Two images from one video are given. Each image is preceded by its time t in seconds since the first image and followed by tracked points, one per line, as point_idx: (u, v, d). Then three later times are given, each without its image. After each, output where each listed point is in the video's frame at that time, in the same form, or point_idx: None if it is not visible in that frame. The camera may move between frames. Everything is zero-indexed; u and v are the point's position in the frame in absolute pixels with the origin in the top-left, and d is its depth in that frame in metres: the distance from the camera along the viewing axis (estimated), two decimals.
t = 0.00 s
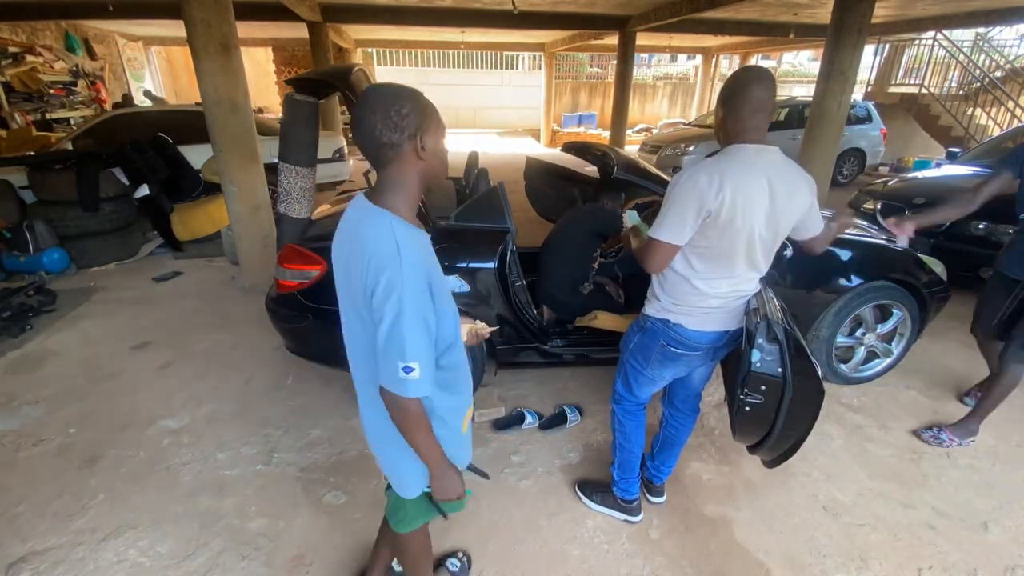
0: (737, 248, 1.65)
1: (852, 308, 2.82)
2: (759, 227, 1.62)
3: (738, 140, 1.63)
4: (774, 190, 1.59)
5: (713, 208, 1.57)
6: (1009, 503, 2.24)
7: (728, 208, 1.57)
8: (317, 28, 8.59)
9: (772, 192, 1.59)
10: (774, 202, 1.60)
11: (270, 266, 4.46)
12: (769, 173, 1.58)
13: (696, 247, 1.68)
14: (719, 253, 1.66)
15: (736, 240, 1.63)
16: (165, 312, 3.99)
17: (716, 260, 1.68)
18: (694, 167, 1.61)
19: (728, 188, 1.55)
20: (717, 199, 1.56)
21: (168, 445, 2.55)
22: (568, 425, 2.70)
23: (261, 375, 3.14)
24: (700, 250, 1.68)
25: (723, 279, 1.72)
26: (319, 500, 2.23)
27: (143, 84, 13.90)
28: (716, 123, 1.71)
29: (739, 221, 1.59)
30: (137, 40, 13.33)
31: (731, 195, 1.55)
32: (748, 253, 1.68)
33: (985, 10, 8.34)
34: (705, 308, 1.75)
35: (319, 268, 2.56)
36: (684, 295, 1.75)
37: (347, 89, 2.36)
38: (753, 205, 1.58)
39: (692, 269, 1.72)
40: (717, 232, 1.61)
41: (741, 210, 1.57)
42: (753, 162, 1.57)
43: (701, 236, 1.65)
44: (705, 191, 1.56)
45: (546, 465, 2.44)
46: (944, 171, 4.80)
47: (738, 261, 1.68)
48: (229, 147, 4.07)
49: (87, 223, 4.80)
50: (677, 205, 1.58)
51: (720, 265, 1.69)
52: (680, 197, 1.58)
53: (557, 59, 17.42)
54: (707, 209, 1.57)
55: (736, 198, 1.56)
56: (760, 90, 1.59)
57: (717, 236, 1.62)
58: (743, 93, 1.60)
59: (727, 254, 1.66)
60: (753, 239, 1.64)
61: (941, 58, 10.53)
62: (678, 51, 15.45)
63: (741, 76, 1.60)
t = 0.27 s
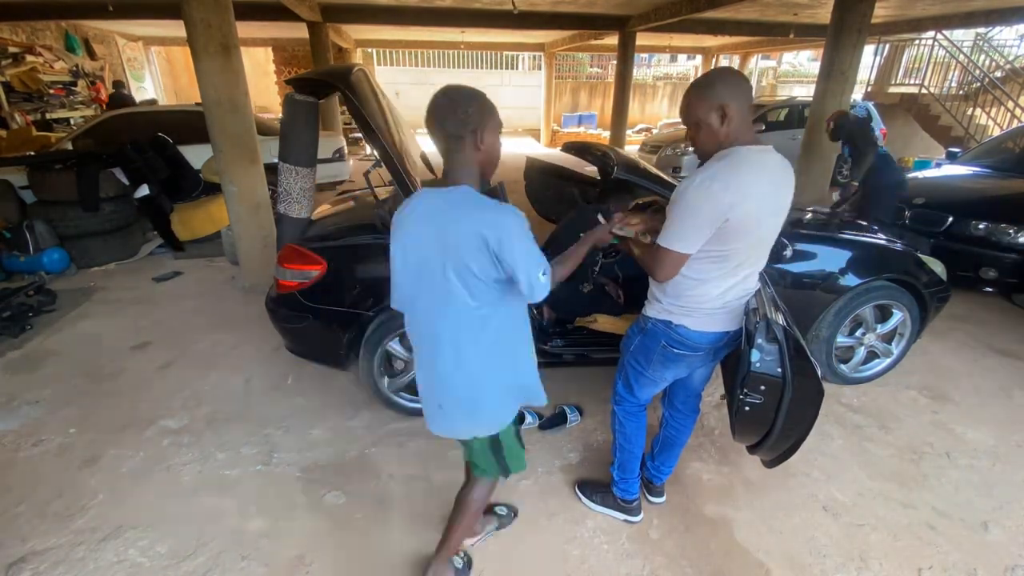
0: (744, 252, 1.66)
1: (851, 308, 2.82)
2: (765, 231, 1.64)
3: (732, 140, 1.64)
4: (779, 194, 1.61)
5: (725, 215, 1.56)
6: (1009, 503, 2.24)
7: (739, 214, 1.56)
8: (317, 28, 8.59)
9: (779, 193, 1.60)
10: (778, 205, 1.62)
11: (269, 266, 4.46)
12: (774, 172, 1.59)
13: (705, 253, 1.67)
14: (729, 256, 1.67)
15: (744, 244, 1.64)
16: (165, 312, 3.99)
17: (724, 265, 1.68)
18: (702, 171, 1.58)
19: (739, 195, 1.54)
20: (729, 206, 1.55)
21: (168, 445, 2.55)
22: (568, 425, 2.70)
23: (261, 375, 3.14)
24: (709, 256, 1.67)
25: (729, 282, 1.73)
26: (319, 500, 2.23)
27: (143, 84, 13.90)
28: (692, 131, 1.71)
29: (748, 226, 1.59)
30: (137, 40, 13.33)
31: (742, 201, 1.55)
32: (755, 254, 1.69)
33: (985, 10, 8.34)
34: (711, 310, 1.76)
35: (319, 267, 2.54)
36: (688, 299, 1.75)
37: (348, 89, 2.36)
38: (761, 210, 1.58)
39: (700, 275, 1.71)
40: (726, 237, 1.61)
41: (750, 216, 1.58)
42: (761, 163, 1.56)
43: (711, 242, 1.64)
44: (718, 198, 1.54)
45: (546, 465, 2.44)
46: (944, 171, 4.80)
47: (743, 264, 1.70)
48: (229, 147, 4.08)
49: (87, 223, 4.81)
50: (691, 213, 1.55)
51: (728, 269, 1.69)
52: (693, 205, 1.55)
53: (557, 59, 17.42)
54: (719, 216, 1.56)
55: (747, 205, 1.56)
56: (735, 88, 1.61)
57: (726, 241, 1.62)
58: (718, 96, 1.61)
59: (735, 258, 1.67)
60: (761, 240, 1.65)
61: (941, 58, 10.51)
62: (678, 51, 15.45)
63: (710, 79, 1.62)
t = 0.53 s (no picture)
0: (745, 252, 1.66)
1: (852, 308, 2.82)
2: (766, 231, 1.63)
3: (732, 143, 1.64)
4: (780, 193, 1.61)
5: (726, 216, 1.56)
6: (1009, 503, 2.24)
7: (740, 214, 1.56)
8: (317, 28, 8.59)
9: (779, 194, 1.61)
10: (779, 205, 1.62)
11: (269, 266, 4.46)
12: (775, 174, 1.59)
13: (706, 253, 1.67)
14: (729, 257, 1.66)
15: (745, 245, 1.63)
16: (165, 312, 3.99)
17: (725, 265, 1.68)
18: (703, 171, 1.58)
19: (740, 195, 1.54)
20: (730, 206, 1.55)
21: (168, 445, 2.55)
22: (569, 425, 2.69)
23: (261, 375, 3.14)
24: (711, 256, 1.67)
25: (730, 282, 1.72)
26: (319, 500, 2.23)
27: (143, 84, 13.90)
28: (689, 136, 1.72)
29: (749, 226, 1.59)
30: (137, 40, 13.34)
31: (743, 202, 1.55)
32: (756, 256, 1.69)
33: (985, 10, 8.34)
34: (712, 310, 1.75)
35: (319, 267, 2.54)
36: (689, 299, 1.75)
37: (348, 89, 2.36)
38: (763, 210, 1.58)
39: (702, 275, 1.71)
40: (727, 237, 1.61)
41: (751, 216, 1.57)
42: (761, 164, 1.57)
43: (712, 242, 1.64)
44: (719, 198, 1.54)
45: (546, 465, 2.44)
46: (944, 171, 4.79)
47: (745, 264, 1.69)
48: (229, 147, 4.07)
49: (87, 223, 4.81)
50: (692, 213, 1.55)
51: (729, 269, 1.69)
52: (694, 205, 1.55)
53: (557, 59, 17.43)
54: (721, 216, 1.56)
55: (748, 205, 1.55)
56: (729, 95, 1.60)
57: (728, 241, 1.62)
58: (713, 101, 1.60)
59: (736, 258, 1.67)
60: (761, 241, 1.66)
61: (941, 58, 10.54)
62: (678, 51, 15.45)
63: (704, 83, 1.61)
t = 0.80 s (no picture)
0: (746, 251, 1.66)
1: (852, 308, 2.82)
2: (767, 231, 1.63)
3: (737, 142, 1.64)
4: (781, 193, 1.61)
5: (728, 216, 1.56)
6: (1009, 503, 2.24)
7: (741, 214, 1.56)
8: (317, 28, 8.59)
9: (780, 193, 1.61)
10: (780, 205, 1.62)
11: (269, 266, 4.46)
12: (777, 173, 1.59)
13: (706, 253, 1.67)
14: (730, 257, 1.67)
15: (746, 244, 1.64)
16: (165, 312, 3.99)
17: (726, 265, 1.68)
18: (704, 171, 1.58)
19: (742, 195, 1.54)
20: (732, 206, 1.54)
21: (168, 445, 2.55)
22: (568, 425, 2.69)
23: (261, 375, 3.14)
24: (711, 256, 1.67)
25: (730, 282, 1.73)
26: (319, 500, 2.23)
27: (143, 84, 13.90)
28: (696, 133, 1.71)
29: (750, 226, 1.59)
30: (137, 40, 13.33)
31: (744, 202, 1.55)
32: (756, 256, 1.69)
33: (985, 10, 8.34)
34: (712, 310, 1.76)
35: (319, 268, 2.54)
36: (689, 299, 1.75)
37: (347, 88, 2.36)
38: (764, 210, 1.58)
39: (702, 275, 1.71)
40: (728, 237, 1.61)
41: (752, 215, 1.57)
42: (763, 164, 1.56)
43: (713, 242, 1.64)
44: (721, 198, 1.54)
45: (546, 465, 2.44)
46: (944, 171, 4.79)
47: (745, 264, 1.69)
48: (229, 147, 4.07)
49: (87, 223, 4.81)
50: (693, 213, 1.55)
51: (729, 269, 1.69)
52: (695, 205, 1.55)
53: (557, 59, 17.43)
54: (723, 216, 1.56)
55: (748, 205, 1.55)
56: (740, 89, 1.60)
57: (728, 241, 1.62)
58: (723, 96, 1.60)
59: (737, 258, 1.67)
60: (762, 241, 1.65)
61: (941, 58, 10.54)
62: (678, 51, 15.45)
63: (714, 80, 1.61)
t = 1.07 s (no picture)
0: (742, 252, 1.65)
1: (852, 308, 2.82)
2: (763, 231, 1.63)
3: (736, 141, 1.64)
4: (777, 193, 1.60)
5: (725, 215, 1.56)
6: (1009, 503, 2.24)
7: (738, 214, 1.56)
8: (317, 28, 8.59)
9: (778, 194, 1.60)
10: (777, 205, 1.61)
11: (270, 266, 4.46)
12: (774, 175, 1.59)
13: (704, 253, 1.67)
14: (727, 258, 1.66)
15: (743, 245, 1.63)
16: (165, 312, 3.99)
17: (722, 265, 1.68)
18: (701, 171, 1.58)
19: (737, 196, 1.54)
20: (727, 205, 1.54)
21: (168, 445, 2.55)
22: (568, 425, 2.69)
23: (261, 375, 3.14)
24: (708, 256, 1.67)
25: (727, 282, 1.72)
26: (319, 500, 2.24)
27: (143, 84, 13.90)
28: (692, 133, 1.72)
29: (747, 226, 1.59)
30: (137, 40, 13.33)
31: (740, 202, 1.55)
32: (753, 258, 1.69)
33: (985, 10, 8.34)
34: (709, 311, 1.76)
35: (319, 267, 2.54)
36: (685, 300, 1.75)
37: (347, 88, 2.36)
38: (761, 210, 1.58)
39: (699, 275, 1.71)
40: (724, 237, 1.61)
41: (749, 216, 1.57)
42: (761, 165, 1.57)
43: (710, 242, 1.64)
44: (717, 198, 1.54)
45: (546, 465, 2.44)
46: (944, 171, 4.79)
47: (743, 265, 1.69)
48: (229, 147, 4.08)
49: (87, 223, 4.81)
50: (689, 213, 1.55)
51: (726, 270, 1.69)
52: (690, 205, 1.55)
53: (557, 59, 17.42)
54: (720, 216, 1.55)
55: (745, 204, 1.55)
56: (734, 93, 1.60)
57: (725, 241, 1.62)
58: (721, 99, 1.60)
59: (733, 258, 1.67)
60: (759, 242, 1.65)
61: (941, 58, 10.53)
62: (678, 51, 15.45)
63: (711, 81, 1.62)
